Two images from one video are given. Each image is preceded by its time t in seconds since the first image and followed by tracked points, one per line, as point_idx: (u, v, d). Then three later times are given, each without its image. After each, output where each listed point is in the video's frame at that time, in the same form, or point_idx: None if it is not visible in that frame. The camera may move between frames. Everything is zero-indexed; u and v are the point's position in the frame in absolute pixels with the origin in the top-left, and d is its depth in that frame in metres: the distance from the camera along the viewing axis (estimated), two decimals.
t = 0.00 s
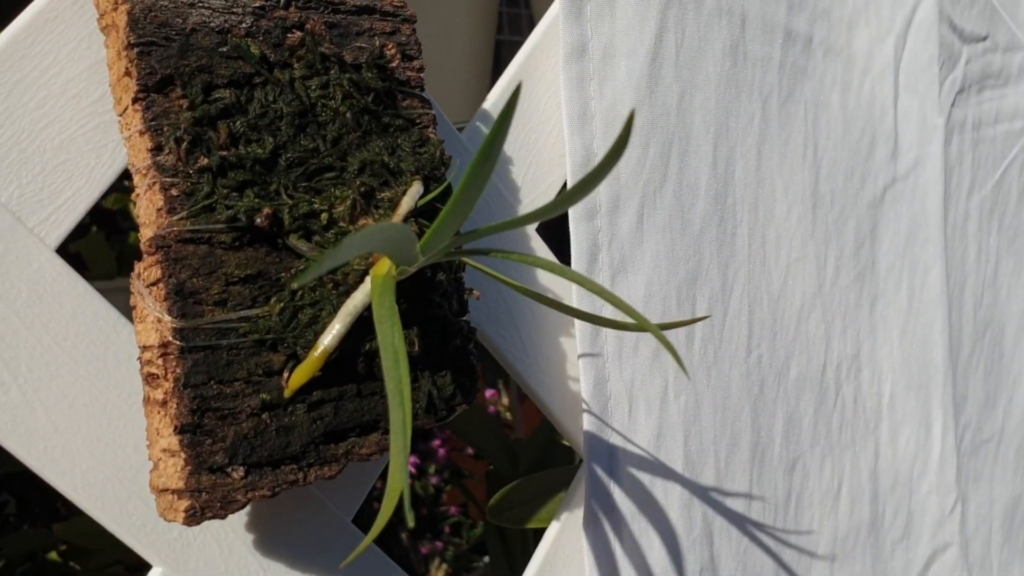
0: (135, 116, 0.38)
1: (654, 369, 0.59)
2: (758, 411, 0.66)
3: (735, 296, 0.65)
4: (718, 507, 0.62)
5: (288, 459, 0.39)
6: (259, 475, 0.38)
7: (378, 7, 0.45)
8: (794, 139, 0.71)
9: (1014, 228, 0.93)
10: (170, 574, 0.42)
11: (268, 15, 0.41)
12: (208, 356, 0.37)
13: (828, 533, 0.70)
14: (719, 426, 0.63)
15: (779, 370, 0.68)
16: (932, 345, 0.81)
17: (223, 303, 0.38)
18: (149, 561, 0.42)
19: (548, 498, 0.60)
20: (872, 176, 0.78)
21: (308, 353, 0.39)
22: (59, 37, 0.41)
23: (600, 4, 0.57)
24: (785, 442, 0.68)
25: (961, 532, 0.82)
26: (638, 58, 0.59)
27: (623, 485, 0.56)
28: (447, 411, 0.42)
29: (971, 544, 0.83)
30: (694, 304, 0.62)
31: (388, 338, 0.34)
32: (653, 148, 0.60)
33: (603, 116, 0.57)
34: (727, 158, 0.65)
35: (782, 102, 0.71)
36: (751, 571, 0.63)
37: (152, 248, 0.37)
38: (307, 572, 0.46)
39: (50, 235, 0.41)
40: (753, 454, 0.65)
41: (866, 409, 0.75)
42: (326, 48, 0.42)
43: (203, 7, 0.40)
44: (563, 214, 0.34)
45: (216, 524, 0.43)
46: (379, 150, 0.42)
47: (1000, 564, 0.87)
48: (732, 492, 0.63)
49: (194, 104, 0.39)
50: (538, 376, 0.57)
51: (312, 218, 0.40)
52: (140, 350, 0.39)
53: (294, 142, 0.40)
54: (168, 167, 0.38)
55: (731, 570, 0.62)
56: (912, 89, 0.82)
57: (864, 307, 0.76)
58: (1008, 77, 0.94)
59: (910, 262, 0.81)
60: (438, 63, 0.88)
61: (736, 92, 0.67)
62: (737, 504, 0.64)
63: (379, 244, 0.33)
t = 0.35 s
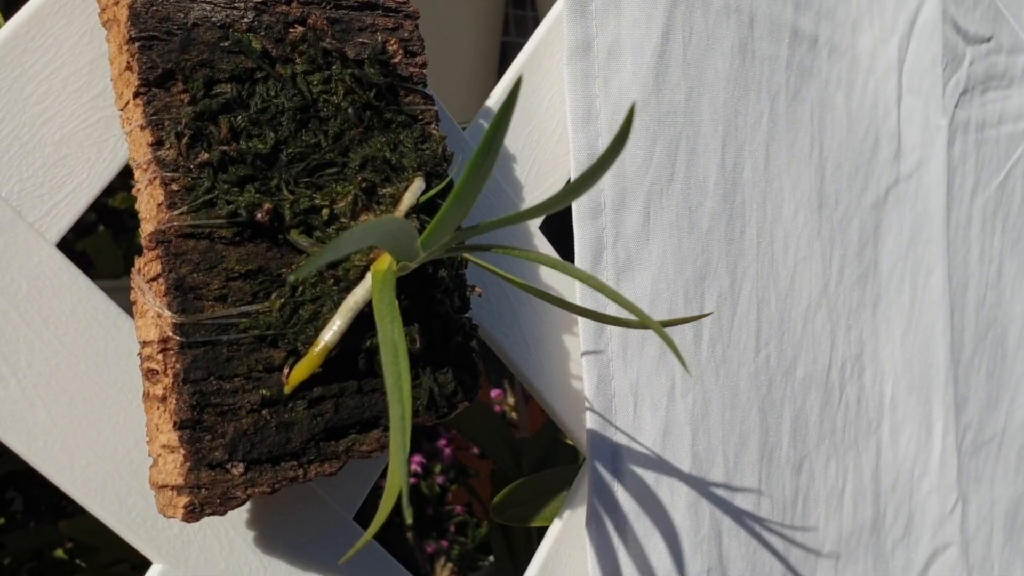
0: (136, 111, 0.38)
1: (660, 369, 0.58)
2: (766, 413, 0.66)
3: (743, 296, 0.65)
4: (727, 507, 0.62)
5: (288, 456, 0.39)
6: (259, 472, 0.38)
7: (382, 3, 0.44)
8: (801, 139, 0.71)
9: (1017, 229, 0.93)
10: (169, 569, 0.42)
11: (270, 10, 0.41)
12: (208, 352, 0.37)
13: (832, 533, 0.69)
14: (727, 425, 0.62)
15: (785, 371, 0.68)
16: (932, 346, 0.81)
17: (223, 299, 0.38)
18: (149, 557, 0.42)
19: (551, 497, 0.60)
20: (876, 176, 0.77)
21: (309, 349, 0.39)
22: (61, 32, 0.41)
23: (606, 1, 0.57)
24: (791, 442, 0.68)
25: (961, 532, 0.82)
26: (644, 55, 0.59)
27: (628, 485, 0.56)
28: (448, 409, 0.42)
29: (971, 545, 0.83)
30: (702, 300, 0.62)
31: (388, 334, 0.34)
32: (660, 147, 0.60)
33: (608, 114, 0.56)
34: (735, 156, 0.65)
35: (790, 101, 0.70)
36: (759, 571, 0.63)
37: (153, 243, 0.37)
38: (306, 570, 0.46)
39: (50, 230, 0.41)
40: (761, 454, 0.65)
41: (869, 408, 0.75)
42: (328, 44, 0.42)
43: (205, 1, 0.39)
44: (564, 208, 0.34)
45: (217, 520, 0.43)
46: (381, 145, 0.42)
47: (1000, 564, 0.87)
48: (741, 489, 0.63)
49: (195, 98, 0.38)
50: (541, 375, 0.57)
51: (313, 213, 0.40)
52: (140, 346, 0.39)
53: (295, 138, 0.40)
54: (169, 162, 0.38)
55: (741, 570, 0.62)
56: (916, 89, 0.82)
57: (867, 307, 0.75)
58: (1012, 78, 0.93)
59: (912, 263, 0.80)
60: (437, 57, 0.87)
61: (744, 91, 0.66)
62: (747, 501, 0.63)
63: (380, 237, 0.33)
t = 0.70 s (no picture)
0: (132, 106, 0.38)
1: (661, 368, 0.58)
2: (771, 414, 0.65)
3: (749, 296, 0.65)
4: (732, 506, 0.62)
5: (286, 451, 0.39)
6: (257, 467, 0.38)
7: None
8: (807, 139, 0.71)
9: (1014, 230, 0.93)
10: (168, 567, 0.42)
11: (266, 5, 0.41)
12: (205, 347, 0.37)
13: (837, 532, 0.69)
14: (733, 424, 0.62)
15: (790, 371, 0.68)
16: (935, 347, 0.81)
17: (220, 293, 0.38)
18: (148, 555, 0.42)
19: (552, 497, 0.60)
20: (879, 176, 0.77)
21: (306, 344, 0.39)
22: (56, 28, 0.41)
23: None
24: (796, 442, 0.67)
25: (964, 532, 0.81)
26: (645, 54, 0.59)
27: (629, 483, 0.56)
28: (447, 404, 0.42)
29: (973, 545, 0.83)
30: (706, 297, 0.62)
31: (385, 325, 0.34)
32: (662, 146, 0.60)
33: (608, 112, 0.56)
34: (741, 154, 0.65)
35: (795, 100, 0.70)
36: (764, 571, 0.63)
37: (149, 238, 0.37)
38: (306, 569, 0.46)
39: (47, 226, 0.41)
40: (765, 453, 0.65)
41: (875, 408, 0.75)
42: (324, 38, 0.42)
43: None
44: (563, 198, 0.34)
45: (216, 517, 0.43)
46: (378, 140, 0.42)
47: (1000, 563, 0.86)
48: (746, 485, 0.63)
49: (191, 93, 0.38)
50: (540, 373, 0.57)
51: (309, 208, 0.40)
52: (137, 342, 0.39)
53: (292, 132, 0.40)
54: (165, 157, 0.38)
55: (746, 571, 0.61)
56: (919, 88, 0.82)
57: (872, 307, 0.75)
58: (1009, 79, 0.93)
59: (915, 264, 0.80)
60: (438, 57, 0.84)
61: (749, 90, 0.66)
62: (751, 499, 0.63)
63: (376, 226, 0.32)
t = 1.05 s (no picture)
0: (128, 104, 0.38)
1: (658, 366, 0.59)
2: (771, 410, 0.66)
3: (748, 295, 0.65)
4: (729, 505, 0.62)
5: (281, 449, 0.39)
6: (251, 465, 0.38)
7: None
8: (818, 137, 0.71)
9: (1015, 228, 0.93)
10: (163, 565, 0.42)
11: (262, 4, 0.41)
12: (199, 345, 0.37)
13: (843, 534, 0.70)
14: (730, 426, 0.62)
15: (793, 369, 0.68)
16: (945, 346, 0.81)
17: (215, 292, 0.38)
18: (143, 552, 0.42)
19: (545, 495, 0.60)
20: (893, 173, 0.78)
21: (300, 343, 0.39)
22: (52, 26, 0.41)
23: None
24: (798, 440, 0.68)
25: (972, 532, 0.82)
26: (645, 51, 0.59)
27: (625, 481, 0.56)
28: (441, 403, 0.42)
29: (981, 545, 0.83)
30: (704, 294, 0.62)
31: (378, 325, 0.34)
32: (661, 144, 0.60)
33: (605, 110, 0.57)
34: (745, 151, 0.66)
35: (805, 97, 0.71)
36: (760, 571, 0.63)
37: (144, 236, 0.37)
38: (300, 566, 0.46)
39: (43, 224, 0.41)
40: (765, 452, 0.65)
41: (885, 407, 0.75)
42: (320, 37, 0.42)
43: None
44: (554, 199, 0.34)
45: (209, 514, 0.43)
46: (373, 139, 0.42)
47: (1004, 562, 0.87)
48: (742, 482, 0.63)
49: (187, 91, 0.38)
50: (535, 371, 0.57)
51: (304, 207, 0.40)
52: (132, 340, 0.39)
53: (287, 131, 0.40)
54: (160, 155, 0.38)
55: (742, 569, 0.61)
56: (930, 85, 0.82)
57: (885, 306, 0.76)
58: (1010, 79, 0.93)
59: (926, 261, 0.80)
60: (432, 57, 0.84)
61: (754, 87, 0.67)
62: (748, 497, 0.63)
63: (371, 227, 0.33)
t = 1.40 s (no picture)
0: (125, 106, 0.39)
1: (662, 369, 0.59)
2: (787, 413, 0.66)
3: (764, 290, 0.65)
4: (739, 507, 0.62)
5: (277, 450, 0.39)
6: (247, 466, 0.38)
7: None
8: (826, 139, 0.72)
9: (1010, 232, 0.93)
10: (159, 565, 0.42)
11: (260, 5, 0.41)
12: (196, 346, 0.37)
13: (854, 538, 0.70)
14: (745, 425, 0.63)
15: (808, 372, 0.68)
16: (942, 347, 0.81)
17: (211, 293, 0.38)
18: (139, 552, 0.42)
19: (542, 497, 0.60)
20: (895, 176, 0.78)
21: (297, 344, 0.39)
22: (51, 26, 0.41)
23: None
24: (814, 444, 0.68)
25: (966, 534, 0.82)
26: (649, 53, 0.59)
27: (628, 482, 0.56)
28: (437, 404, 0.42)
29: (974, 547, 0.83)
30: (714, 297, 0.62)
31: (374, 327, 0.34)
32: (667, 144, 0.60)
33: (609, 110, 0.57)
34: (755, 151, 0.66)
35: (813, 99, 0.71)
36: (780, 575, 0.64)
37: (141, 237, 0.37)
38: (297, 567, 0.46)
39: (42, 224, 0.41)
40: (783, 456, 0.65)
41: (888, 411, 0.75)
42: (317, 39, 0.42)
43: None
44: (551, 202, 0.34)
45: (204, 515, 0.43)
46: (370, 141, 0.42)
47: (998, 564, 0.86)
48: (756, 488, 0.63)
49: (184, 93, 0.39)
50: (533, 372, 0.57)
51: (301, 209, 0.40)
52: (128, 341, 0.39)
53: (284, 133, 0.40)
54: (158, 156, 0.38)
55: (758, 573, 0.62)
56: (929, 88, 0.82)
57: (889, 308, 0.76)
58: (1007, 82, 0.93)
59: (925, 262, 0.80)
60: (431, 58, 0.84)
61: (764, 88, 0.67)
62: (768, 502, 0.64)
63: (366, 229, 0.33)
